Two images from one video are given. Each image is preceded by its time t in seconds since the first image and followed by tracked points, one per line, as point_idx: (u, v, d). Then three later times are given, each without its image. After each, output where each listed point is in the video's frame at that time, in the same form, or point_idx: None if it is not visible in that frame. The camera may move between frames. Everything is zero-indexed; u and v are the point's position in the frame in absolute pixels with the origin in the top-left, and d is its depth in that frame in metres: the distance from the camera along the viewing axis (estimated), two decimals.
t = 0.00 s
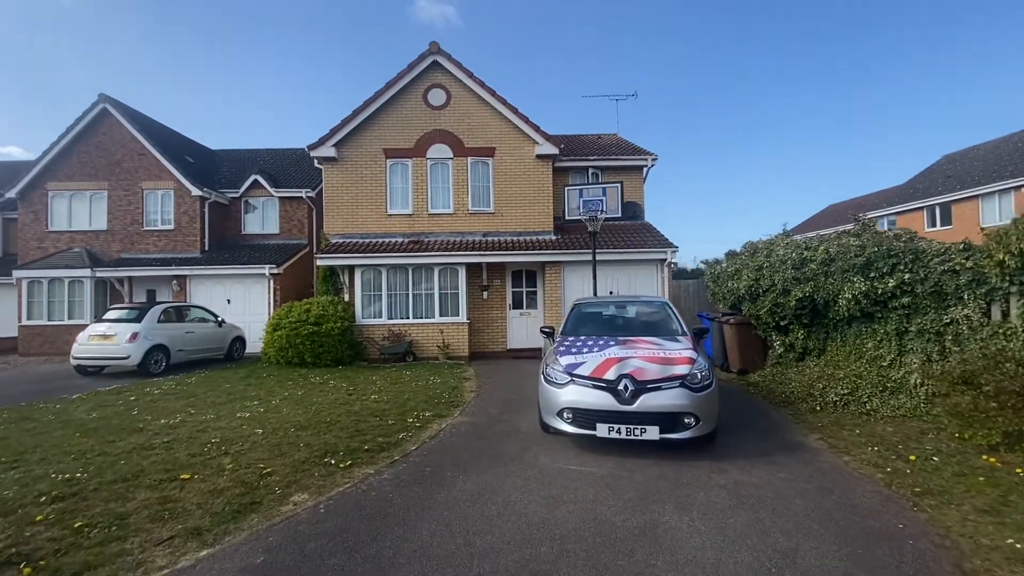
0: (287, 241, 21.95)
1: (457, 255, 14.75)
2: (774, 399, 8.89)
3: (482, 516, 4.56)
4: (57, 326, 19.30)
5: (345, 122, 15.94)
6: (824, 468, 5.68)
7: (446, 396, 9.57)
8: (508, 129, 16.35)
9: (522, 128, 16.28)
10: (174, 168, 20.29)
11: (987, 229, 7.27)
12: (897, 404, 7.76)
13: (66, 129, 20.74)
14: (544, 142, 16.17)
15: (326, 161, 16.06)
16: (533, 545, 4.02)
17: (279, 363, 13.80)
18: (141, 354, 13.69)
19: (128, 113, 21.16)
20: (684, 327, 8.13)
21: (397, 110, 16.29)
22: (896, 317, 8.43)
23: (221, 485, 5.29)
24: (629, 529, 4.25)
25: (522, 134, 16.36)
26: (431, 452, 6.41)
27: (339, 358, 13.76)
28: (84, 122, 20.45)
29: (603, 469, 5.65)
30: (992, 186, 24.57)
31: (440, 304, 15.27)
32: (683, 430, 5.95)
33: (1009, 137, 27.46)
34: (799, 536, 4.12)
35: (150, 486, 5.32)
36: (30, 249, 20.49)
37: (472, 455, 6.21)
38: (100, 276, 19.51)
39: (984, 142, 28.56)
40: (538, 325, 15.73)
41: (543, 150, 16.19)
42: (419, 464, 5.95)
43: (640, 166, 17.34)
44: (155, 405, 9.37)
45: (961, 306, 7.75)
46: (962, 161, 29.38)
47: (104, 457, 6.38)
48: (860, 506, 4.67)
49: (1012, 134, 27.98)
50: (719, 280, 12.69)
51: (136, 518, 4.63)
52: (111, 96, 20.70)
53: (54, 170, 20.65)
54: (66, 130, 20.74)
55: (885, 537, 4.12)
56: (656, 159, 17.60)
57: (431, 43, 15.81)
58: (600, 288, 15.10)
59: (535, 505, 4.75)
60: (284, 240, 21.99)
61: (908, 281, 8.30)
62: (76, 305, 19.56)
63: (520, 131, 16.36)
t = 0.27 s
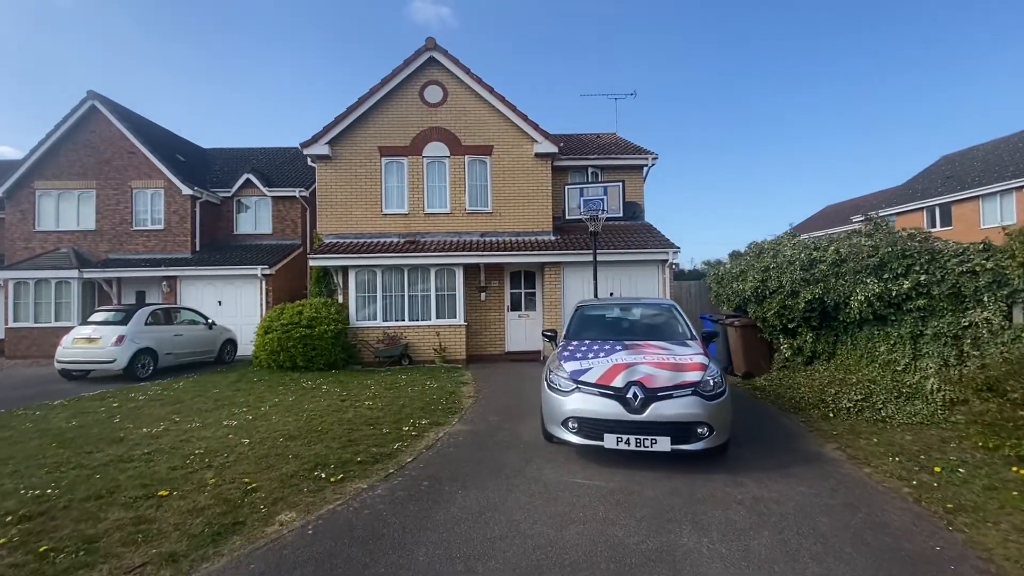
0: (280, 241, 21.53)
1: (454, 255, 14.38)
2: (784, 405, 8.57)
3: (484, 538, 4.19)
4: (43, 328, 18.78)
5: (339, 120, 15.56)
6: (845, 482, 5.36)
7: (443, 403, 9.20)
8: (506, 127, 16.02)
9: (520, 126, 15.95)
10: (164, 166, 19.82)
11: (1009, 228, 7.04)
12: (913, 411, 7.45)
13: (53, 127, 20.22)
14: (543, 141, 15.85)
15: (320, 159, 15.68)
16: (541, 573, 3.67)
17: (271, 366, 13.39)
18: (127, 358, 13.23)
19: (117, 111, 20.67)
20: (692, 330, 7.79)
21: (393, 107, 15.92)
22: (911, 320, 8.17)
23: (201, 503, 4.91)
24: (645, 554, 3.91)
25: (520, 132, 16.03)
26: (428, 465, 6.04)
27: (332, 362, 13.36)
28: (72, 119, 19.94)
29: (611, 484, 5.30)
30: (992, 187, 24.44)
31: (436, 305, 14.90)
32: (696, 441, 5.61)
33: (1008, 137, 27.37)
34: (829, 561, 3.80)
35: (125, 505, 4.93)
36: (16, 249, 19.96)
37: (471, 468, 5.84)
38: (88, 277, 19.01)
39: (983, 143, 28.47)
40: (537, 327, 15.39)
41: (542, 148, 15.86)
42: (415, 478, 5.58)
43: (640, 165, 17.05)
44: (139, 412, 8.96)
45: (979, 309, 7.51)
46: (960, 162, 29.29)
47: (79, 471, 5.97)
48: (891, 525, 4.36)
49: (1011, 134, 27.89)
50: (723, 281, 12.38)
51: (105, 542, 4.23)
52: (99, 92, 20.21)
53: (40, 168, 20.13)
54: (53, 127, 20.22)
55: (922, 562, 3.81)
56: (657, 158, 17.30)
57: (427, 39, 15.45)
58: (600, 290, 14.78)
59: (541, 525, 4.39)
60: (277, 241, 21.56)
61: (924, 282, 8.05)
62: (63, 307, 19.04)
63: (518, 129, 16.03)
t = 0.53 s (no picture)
0: (272, 241, 21.13)
1: (450, 256, 14.05)
2: (791, 410, 8.30)
3: (483, 561, 3.88)
4: (28, 331, 18.30)
5: (332, 117, 15.21)
6: (863, 496, 5.09)
7: (438, 408, 8.87)
8: (503, 125, 15.72)
9: (518, 124, 15.65)
10: (154, 165, 19.39)
11: None
12: (926, 417, 7.18)
13: (39, 124, 19.75)
14: (541, 139, 15.56)
15: (313, 158, 15.33)
16: None
17: (261, 370, 13.03)
18: (113, 361, 12.82)
19: (105, 108, 20.23)
20: (697, 334, 7.50)
21: (387, 104, 15.58)
22: (922, 323, 7.93)
23: (178, 522, 4.56)
24: None
25: (518, 131, 15.73)
26: (423, 477, 5.71)
27: (324, 366, 12.99)
28: (59, 117, 19.48)
29: (617, 498, 5.00)
30: (991, 188, 24.33)
31: (432, 307, 14.58)
32: (706, 452, 5.32)
33: (1006, 138, 27.29)
34: None
35: (94, 525, 4.57)
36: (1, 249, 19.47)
37: (468, 481, 5.52)
38: (75, 278, 18.55)
39: (981, 144, 28.40)
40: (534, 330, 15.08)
41: (539, 147, 15.57)
42: (408, 493, 5.26)
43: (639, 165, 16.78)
44: (121, 419, 8.58)
45: (992, 311, 7.26)
46: (958, 163, 29.22)
47: (49, 485, 5.60)
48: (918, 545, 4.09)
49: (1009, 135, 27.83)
50: (725, 283, 12.12)
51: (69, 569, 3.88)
52: (86, 90, 19.78)
53: (26, 167, 19.65)
54: (40, 125, 19.75)
55: None
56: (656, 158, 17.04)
57: (423, 35, 15.14)
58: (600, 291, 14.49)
59: (544, 546, 4.09)
60: (269, 241, 21.17)
61: (936, 284, 7.81)
62: (49, 308, 18.58)
63: (516, 128, 15.73)
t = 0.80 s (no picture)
0: (264, 241, 20.71)
1: (445, 255, 13.67)
2: (799, 414, 7.97)
3: None
4: (11, 332, 17.80)
5: (324, 113, 14.83)
6: (885, 507, 4.76)
7: (432, 412, 8.50)
8: (500, 121, 15.38)
9: (514, 120, 15.30)
10: (142, 162, 18.93)
11: None
12: (941, 421, 6.87)
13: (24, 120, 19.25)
14: (538, 135, 15.21)
15: (304, 154, 14.94)
16: None
17: (250, 373, 12.63)
18: (95, 364, 12.37)
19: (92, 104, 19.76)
20: (703, 333, 7.15)
21: (381, 100, 15.21)
22: (936, 322, 7.63)
23: (144, 540, 4.19)
24: None
25: (515, 127, 15.38)
26: (414, 488, 5.35)
27: (315, 368, 12.59)
28: (44, 112, 18.99)
29: (622, 511, 4.65)
30: (991, 187, 24.15)
31: (427, 308, 14.20)
32: (716, 460, 4.98)
33: (1006, 137, 27.15)
34: None
35: (53, 543, 4.19)
36: None
37: (463, 493, 5.16)
38: (60, 278, 18.06)
39: (980, 144, 28.27)
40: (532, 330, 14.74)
41: (537, 143, 15.23)
42: (398, 506, 4.89)
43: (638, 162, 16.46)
44: (98, 425, 8.17)
45: (1011, 310, 6.94)
46: (956, 162, 29.09)
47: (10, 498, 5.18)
48: (950, 564, 3.76)
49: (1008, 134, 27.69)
50: (728, 282, 11.81)
51: None
52: (73, 85, 19.33)
53: (10, 164, 19.15)
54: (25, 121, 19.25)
55: None
56: (655, 155, 16.73)
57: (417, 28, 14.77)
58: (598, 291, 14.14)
59: (543, 567, 3.74)
60: (261, 240, 20.74)
61: (951, 282, 7.52)
62: (33, 309, 18.08)
63: (512, 124, 15.39)
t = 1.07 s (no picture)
0: (256, 241, 20.28)
1: (440, 255, 13.29)
2: (809, 421, 7.62)
3: None
4: None
5: (315, 110, 14.43)
6: (911, 527, 4.40)
7: (425, 421, 8.11)
8: (496, 119, 15.01)
9: (511, 117, 14.93)
10: (130, 161, 18.49)
11: None
12: (959, 429, 6.55)
13: (8, 118, 18.78)
14: (536, 133, 14.85)
15: (295, 152, 14.54)
16: None
17: (238, 378, 12.21)
18: (77, 369, 11.95)
19: (79, 101, 19.30)
20: (709, 338, 6.78)
21: (374, 96, 14.82)
22: (953, 325, 7.36)
23: (103, 570, 3.80)
24: None
25: (512, 124, 15.02)
26: (404, 507, 4.96)
27: (306, 373, 12.17)
28: (28, 110, 18.53)
29: (628, 533, 4.29)
30: (993, 186, 23.90)
31: (421, 310, 13.82)
32: (728, 477, 4.62)
33: (1006, 136, 26.95)
34: None
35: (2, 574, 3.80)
36: None
37: (456, 512, 4.78)
38: (45, 280, 17.60)
39: (981, 143, 28.06)
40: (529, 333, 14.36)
41: (534, 141, 14.86)
42: (384, 528, 4.52)
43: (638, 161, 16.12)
44: (73, 435, 7.76)
45: None
46: (956, 162, 28.87)
47: None
48: None
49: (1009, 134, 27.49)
50: (731, 283, 11.47)
51: None
52: (59, 82, 18.88)
53: None
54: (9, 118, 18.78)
55: None
56: (655, 153, 16.39)
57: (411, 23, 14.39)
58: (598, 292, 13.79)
59: None
60: (252, 241, 20.31)
61: (969, 283, 7.25)
62: (17, 311, 17.62)
63: (509, 121, 15.02)
